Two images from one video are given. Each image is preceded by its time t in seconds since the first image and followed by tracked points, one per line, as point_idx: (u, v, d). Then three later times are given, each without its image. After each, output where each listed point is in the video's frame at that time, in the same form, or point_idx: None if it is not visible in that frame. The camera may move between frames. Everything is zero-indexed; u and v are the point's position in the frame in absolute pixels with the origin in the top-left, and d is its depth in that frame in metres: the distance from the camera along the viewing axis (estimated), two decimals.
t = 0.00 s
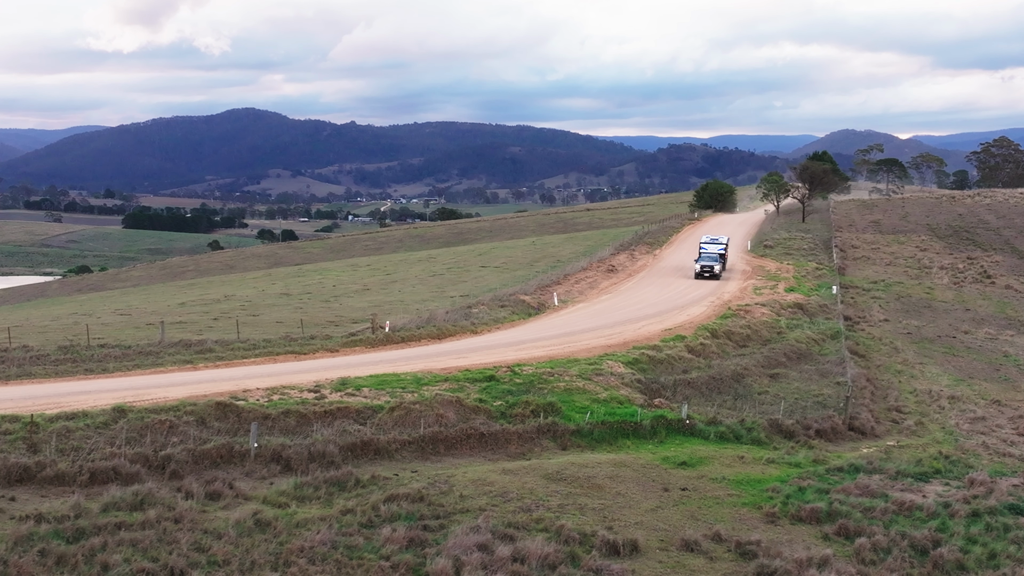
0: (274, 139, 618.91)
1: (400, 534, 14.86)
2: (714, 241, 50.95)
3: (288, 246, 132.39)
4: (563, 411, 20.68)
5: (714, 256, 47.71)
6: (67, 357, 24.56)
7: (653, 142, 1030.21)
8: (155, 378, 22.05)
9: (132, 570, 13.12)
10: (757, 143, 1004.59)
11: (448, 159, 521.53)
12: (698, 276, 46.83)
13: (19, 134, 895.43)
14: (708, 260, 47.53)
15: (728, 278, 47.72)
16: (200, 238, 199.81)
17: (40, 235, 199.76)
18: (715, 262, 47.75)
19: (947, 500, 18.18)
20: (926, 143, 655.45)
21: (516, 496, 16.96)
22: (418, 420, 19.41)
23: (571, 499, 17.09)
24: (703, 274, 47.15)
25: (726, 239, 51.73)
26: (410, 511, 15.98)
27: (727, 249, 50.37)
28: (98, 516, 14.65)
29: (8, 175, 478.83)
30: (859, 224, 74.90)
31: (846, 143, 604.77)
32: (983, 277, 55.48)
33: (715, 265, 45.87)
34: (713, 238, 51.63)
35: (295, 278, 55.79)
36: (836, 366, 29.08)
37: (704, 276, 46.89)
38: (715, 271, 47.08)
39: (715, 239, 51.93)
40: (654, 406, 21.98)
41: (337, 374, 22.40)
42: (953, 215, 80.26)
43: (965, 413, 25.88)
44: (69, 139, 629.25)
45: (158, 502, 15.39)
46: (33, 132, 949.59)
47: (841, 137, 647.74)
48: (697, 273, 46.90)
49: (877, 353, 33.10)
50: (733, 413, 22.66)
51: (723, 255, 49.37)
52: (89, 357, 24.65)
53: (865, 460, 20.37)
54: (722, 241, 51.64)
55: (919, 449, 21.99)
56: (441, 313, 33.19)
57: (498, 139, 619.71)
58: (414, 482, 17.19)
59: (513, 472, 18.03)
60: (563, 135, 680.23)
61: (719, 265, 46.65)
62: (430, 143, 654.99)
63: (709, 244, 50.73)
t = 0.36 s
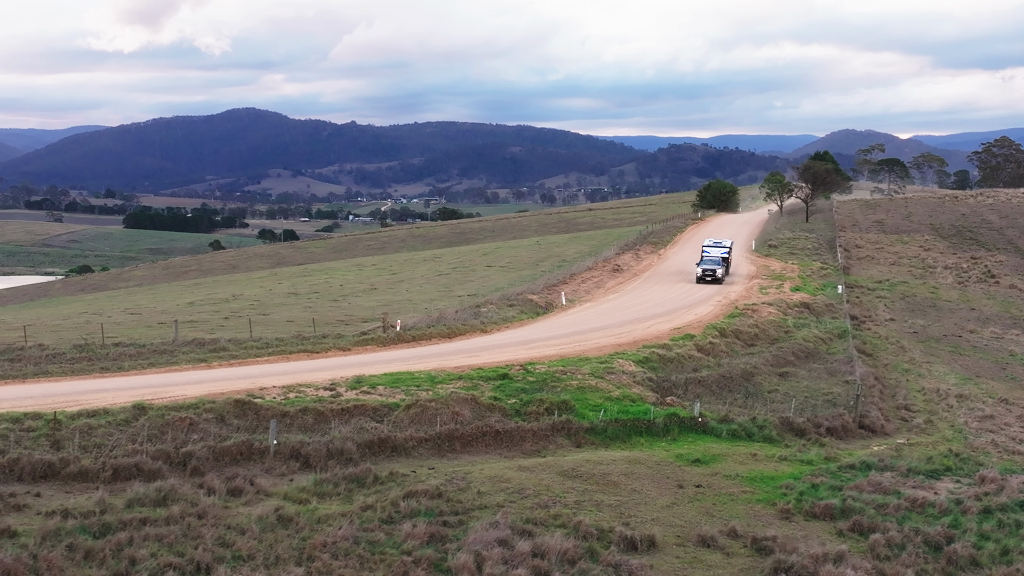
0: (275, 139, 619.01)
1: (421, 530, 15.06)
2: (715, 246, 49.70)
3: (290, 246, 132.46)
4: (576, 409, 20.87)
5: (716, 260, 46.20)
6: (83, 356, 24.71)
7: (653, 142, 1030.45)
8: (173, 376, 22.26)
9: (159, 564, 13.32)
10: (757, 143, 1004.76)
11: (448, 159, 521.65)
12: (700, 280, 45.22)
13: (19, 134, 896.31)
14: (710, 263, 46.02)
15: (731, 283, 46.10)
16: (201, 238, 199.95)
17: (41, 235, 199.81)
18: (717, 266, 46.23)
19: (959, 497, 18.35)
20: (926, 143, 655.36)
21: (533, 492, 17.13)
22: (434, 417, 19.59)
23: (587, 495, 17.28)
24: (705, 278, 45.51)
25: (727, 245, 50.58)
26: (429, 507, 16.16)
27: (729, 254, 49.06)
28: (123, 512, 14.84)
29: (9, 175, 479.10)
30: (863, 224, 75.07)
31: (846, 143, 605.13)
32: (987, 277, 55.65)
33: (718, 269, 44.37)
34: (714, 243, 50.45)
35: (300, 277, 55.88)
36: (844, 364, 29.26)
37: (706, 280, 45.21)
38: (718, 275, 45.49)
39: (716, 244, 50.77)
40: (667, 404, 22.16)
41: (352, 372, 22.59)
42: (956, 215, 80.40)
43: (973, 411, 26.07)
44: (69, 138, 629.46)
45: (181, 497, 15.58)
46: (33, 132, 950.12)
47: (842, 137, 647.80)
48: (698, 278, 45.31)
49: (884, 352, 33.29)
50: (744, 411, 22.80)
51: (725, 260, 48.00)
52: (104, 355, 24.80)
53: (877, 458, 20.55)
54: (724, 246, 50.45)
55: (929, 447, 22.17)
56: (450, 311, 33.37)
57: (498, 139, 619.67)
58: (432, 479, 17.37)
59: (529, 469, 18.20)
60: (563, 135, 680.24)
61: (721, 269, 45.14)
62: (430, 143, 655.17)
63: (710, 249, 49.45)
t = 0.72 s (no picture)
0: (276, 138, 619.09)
1: (445, 524, 15.29)
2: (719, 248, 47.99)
3: (292, 245, 132.54)
4: (592, 407, 21.10)
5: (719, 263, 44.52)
6: (101, 354, 24.92)
7: (654, 142, 1030.24)
8: (192, 373, 22.52)
9: (192, 557, 13.57)
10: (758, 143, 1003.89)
11: (449, 159, 521.54)
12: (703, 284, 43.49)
13: (20, 134, 896.22)
14: (713, 266, 44.33)
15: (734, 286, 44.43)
16: (203, 238, 199.99)
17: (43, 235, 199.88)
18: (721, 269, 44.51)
19: (972, 493, 18.55)
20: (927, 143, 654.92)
21: (552, 488, 17.36)
22: (453, 414, 19.79)
23: (606, 491, 17.52)
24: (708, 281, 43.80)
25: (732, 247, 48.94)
26: (451, 502, 16.39)
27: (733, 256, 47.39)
28: (152, 506, 15.08)
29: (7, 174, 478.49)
30: (867, 223, 75.25)
31: (846, 142, 604.91)
32: (992, 276, 55.82)
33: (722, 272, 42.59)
34: (718, 245, 48.81)
35: (307, 277, 56.06)
36: (854, 362, 29.47)
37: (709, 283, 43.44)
38: (721, 278, 43.75)
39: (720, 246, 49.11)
40: (681, 402, 22.37)
41: (370, 369, 22.86)
42: (959, 215, 80.55)
43: (983, 409, 26.26)
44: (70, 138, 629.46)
45: (207, 493, 15.81)
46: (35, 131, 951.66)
47: (842, 137, 647.35)
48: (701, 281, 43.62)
49: (892, 350, 33.51)
50: (758, 409, 23.00)
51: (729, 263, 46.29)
52: (122, 353, 25.00)
53: (890, 454, 20.77)
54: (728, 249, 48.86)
55: (941, 444, 22.38)
56: (461, 310, 33.66)
57: (499, 139, 619.61)
58: (452, 474, 17.59)
59: (548, 465, 18.42)
60: (564, 135, 680.15)
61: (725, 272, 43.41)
62: (431, 142, 654.95)
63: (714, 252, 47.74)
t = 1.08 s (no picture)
0: (277, 138, 619.34)
1: (471, 518, 15.56)
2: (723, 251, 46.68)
3: (295, 245, 132.76)
4: (610, 403, 21.36)
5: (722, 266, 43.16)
6: (121, 351, 25.19)
7: (654, 142, 1030.74)
8: (215, 370, 22.80)
9: (226, 549, 13.85)
10: (759, 143, 1003.85)
11: (450, 159, 521.83)
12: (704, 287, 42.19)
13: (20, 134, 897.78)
14: (715, 269, 43.00)
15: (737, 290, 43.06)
16: (205, 238, 200.13)
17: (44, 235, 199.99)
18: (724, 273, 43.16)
19: (986, 489, 18.78)
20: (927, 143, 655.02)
21: (574, 483, 17.61)
22: (473, 411, 20.07)
23: (626, 486, 17.77)
24: (709, 284, 42.51)
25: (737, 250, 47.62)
26: (475, 497, 16.66)
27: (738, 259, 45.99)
28: (184, 500, 15.34)
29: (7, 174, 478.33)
30: (871, 223, 75.49)
31: (846, 142, 605.05)
32: (997, 275, 56.03)
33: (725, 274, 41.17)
34: (722, 248, 47.49)
35: (314, 277, 56.28)
36: (864, 361, 29.72)
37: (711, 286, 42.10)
38: (722, 281, 42.40)
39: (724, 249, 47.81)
40: (696, 399, 22.61)
41: (388, 366, 23.14)
42: (963, 214, 80.77)
43: (993, 407, 26.52)
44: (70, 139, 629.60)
45: (236, 488, 16.07)
46: (37, 132, 953.52)
47: (842, 137, 647.58)
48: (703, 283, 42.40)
49: (901, 349, 33.75)
50: (772, 406, 23.27)
51: (733, 266, 44.92)
52: (142, 351, 25.27)
53: (904, 451, 21.00)
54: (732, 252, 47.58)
55: (953, 441, 22.65)
56: (474, 309, 33.94)
57: (499, 139, 619.81)
58: (475, 470, 17.84)
59: (568, 460, 18.69)
60: (564, 135, 680.36)
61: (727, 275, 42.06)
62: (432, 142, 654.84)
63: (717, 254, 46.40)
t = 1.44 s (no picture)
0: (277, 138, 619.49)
1: (499, 511, 15.86)
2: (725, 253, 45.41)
3: (298, 245, 133.08)
4: (628, 400, 21.65)
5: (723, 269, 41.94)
6: (143, 349, 25.50)
7: (654, 142, 1030.35)
8: (237, 367, 23.09)
9: (262, 541, 14.16)
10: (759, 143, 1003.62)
11: (450, 159, 522.28)
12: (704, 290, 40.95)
13: (21, 133, 898.46)
14: (715, 271, 41.77)
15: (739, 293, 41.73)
16: (207, 238, 200.31)
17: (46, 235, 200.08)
18: (725, 276, 41.92)
19: (1002, 483, 19.06)
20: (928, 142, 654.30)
21: (596, 477, 17.91)
22: (495, 407, 20.37)
23: (648, 480, 18.07)
24: (709, 288, 41.16)
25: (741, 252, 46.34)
26: (501, 490, 16.97)
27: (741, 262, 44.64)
28: (217, 493, 15.66)
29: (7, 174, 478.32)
30: (876, 223, 75.71)
31: (847, 142, 604.60)
32: (1002, 275, 56.30)
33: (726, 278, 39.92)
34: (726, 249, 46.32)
35: (322, 276, 56.52)
36: (875, 358, 29.99)
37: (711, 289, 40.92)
38: (723, 285, 41.14)
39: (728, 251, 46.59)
40: (712, 395, 22.89)
41: (408, 364, 23.45)
42: (967, 214, 80.99)
43: (1004, 403, 26.80)
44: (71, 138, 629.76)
45: (268, 481, 16.39)
46: (37, 132, 953.47)
47: (843, 136, 646.93)
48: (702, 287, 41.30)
49: (910, 347, 34.04)
50: (787, 403, 23.53)
51: (736, 268, 43.63)
52: (163, 349, 25.56)
53: (918, 447, 21.30)
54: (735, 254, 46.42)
55: (966, 437, 22.94)
56: (487, 307, 34.26)
57: (500, 138, 619.55)
58: (499, 464, 18.15)
59: (590, 456, 18.98)
60: (565, 134, 680.07)
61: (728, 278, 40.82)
62: (433, 142, 654.72)
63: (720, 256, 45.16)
